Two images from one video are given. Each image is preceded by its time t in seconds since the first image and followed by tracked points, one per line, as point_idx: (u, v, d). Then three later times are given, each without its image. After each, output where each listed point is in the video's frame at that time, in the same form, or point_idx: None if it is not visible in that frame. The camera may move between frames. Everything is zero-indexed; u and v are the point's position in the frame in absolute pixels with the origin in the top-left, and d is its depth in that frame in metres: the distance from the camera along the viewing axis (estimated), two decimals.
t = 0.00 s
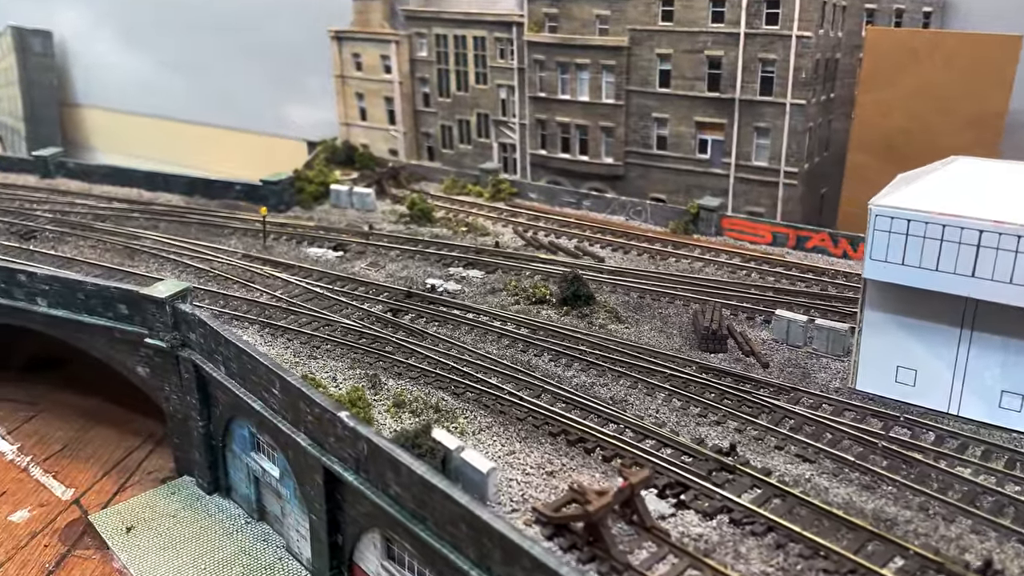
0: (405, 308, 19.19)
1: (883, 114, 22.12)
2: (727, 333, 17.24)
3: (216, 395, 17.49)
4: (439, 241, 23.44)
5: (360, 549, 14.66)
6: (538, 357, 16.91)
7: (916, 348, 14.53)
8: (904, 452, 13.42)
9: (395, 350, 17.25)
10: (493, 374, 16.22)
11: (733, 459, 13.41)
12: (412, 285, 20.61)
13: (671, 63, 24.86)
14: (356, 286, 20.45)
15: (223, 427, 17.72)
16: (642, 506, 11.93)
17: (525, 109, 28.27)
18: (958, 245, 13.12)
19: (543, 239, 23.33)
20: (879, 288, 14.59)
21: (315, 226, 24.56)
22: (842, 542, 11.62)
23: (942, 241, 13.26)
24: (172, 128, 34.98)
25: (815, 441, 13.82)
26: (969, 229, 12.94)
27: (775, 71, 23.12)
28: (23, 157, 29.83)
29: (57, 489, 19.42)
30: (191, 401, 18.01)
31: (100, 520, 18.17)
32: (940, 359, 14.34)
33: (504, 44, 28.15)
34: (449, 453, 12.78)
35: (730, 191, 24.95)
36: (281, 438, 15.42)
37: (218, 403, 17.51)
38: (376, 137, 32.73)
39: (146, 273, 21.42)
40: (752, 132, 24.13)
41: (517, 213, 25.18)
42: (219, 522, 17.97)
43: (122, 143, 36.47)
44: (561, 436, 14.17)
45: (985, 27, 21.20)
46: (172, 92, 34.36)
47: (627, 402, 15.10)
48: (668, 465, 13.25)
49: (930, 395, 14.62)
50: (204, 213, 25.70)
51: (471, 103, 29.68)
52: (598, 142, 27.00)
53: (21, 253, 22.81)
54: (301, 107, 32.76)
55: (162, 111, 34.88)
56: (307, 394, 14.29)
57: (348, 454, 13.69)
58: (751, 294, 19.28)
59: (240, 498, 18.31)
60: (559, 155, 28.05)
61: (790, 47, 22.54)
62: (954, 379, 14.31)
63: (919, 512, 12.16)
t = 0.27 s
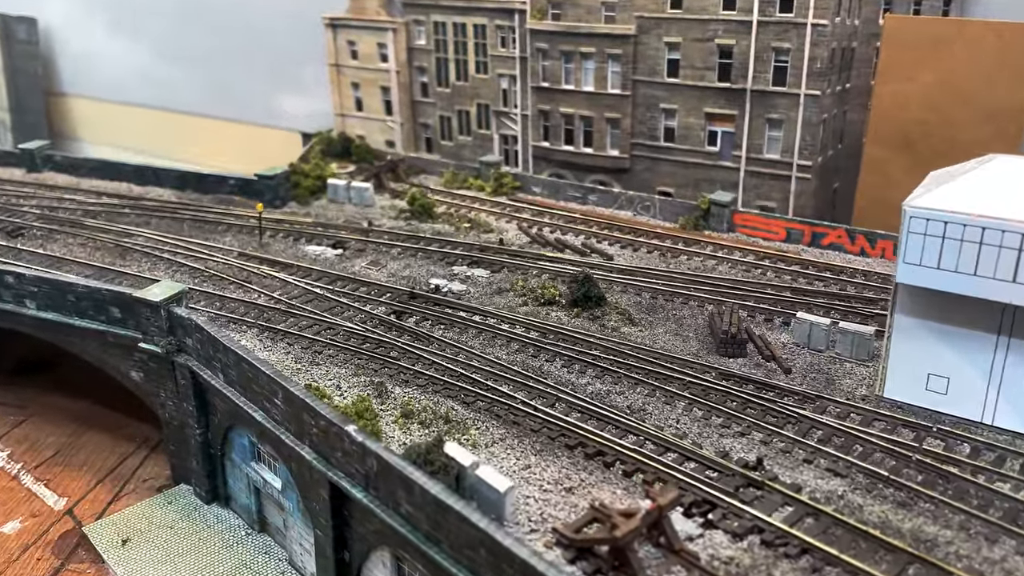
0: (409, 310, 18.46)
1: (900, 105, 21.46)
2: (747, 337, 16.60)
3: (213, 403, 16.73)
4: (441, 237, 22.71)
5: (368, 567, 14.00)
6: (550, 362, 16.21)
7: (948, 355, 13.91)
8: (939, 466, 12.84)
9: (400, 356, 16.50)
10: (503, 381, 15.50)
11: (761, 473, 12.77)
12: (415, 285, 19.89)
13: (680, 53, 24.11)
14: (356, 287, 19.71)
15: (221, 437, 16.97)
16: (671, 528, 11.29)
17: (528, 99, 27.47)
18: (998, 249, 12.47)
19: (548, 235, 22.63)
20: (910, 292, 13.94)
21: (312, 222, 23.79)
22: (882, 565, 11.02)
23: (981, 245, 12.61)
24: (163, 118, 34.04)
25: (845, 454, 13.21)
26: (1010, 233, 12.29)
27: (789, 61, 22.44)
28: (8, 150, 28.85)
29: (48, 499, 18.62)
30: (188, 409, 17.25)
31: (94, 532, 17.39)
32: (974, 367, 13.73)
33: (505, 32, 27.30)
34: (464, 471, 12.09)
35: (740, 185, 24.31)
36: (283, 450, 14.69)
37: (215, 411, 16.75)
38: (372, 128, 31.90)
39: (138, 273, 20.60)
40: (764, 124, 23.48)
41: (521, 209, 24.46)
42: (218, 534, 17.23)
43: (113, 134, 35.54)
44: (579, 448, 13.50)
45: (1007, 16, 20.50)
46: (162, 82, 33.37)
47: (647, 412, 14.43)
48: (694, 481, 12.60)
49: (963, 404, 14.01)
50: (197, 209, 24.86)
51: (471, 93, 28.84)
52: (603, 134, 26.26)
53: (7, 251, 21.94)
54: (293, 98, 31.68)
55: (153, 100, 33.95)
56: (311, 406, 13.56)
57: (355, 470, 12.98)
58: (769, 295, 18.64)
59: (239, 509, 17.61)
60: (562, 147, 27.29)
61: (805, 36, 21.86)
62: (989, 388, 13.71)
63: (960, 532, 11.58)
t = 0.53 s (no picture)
0: (414, 315, 17.98)
1: (918, 100, 20.79)
2: (763, 345, 16.14)
3: (214, 413, 16.26)
4: (446, 236, 22.20)
5: None
6: (561, 372, 15.73)
7: (975, 369, 13.45)
8: (966, 486, 12.40)
9: (406, 365, 16.03)
10: (513, 392, 15.05)
11: (783, 493, 12.33)
12: (420, 288, 19.40)
13: (690, 45, 23.48)
14: (361, 290, 19.22)
15: (223, 447, 16.50)
16: (692, 555, 10.90)
17: (533, 92, 26.85)
18: None
19: (555, 234, 22.14)
20: (936, 303, 13.42)
21: (314, 220, 23.29)
22: None
23: (1014, 257, 12.08)
24: (163, 109, 33.67)
25: (869, 472, 12.77)
26: None
27: (803, 54, 21.82)
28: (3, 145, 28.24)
29: (47, 508, 18.17)
30: (188, 418, 16.80)
31: (94, 544, 16.93)
32: (1001, 381, 13.27)
33: (510, 22, 26.63)
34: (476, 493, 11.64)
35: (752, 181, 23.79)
36: (287, 465, 14.23)
37: (216, 421, 16.27)
38: (374, 119, 31.33)
39: (136, 275, 20.08)
40: (777, 120, 22.93)
41: (527, 206, 23.96)
42: (221, 546, 16.82)
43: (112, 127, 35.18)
44: (594, 466, 13.04)
45: None
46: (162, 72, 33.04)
47: (662, 426, 13.98)
48: (714, 502, 12.16)
49: (990, 419, 13.56)
50: (196, 206, 24.31)
51: (475, 85, 28.20)
52: (611, 128, 25.67)
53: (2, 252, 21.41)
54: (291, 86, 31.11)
55: (153, 91, 33.58)
56: (316, 422, 13.09)
57: (363, 490, 12.53)
58: (784, 299, 18.15)
59: (242, 519, 17.18)
60: (569, 141, 26.71)
61: (820, 29, 21.22)
62: (1017, 403, 13.25)
63: (991, 558, 11.16)
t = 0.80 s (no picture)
0: (419, 325, 17.62)
1: (937, 100, 20.20)
2: (777, 360, 15.74)
3: (216, 427, 15.99)
4: (454, 239, 21.82)
5: None
6: (569, 387, 15.35)
7: (996, 391, 13.02)
8: (987, 515, 12.00)
9: (411, 379, 15.69)
10: (520, 409, 14.70)
11: (798, 523, 11.97)
12: (426, 295, 19.04)
13: (703, 41, 22.94)
14: (366, 298, 18.89)
15: (225, 461, 16.25)
16: None
17: (542, 87, 26.33)
18: None
19: (564, 236, 21.72)
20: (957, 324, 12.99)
21: (319, 221, 22.93)
22: None
23: None
24: (164, 98, 33.28)
25: (887, 499, 12.38)
26: None
27: (819, 52, 21.28)
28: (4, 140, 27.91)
29: (48, 520, 18.09)
30: (191, 431, 16.53)
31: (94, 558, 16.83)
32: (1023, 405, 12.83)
33: (519, 16, 26.10)
34: (481, 523, 11.36)
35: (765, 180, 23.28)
36: (290, 486, 13.96)
37: (218, 435, 16.01)
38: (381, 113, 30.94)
39: (138, 280, 19.78)
40: (791, 118, 22.41)
41: (535, 207, 23.54)
42: (224, 561, 16.60)
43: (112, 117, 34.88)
44: (603, 492, 12.70)
45: None
46: (164, 60, 32.60)
47: (674, 447, 13.61)
48: (726, 532, 11.82)
49: (1011, 443, 13.14)
50: (199, 206, 23.96)
51: (483, 79, 27.68)
52: (621, 125, 25.16)
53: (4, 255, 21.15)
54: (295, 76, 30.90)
55: (154, 79, 33.15)
56: (319, 446, 12.79)
57: (366, 518, 12.24)
58: (798, 308, 17.70)
59: (246, 533, 16.96)
60: (578, 138, 26.22)
61: (837, 26, 20.69)
62: None
63: None
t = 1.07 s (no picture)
0: (425, 339, 17.22)
1: (957, 104, 19.53)
2: (793, 381, 15.33)
3: (218, 447, 15.68)
4: (461, 245, 21.42)
5: None
6: (579, 409, 14.97)
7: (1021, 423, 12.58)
8: (1011, 555, 11.62)
9: (417, 400, 15.30)
10: (529, 434, 14.32)
11: (815, 562, 11.61)
12: (432, 306, 18.63)
13: (717, 41, 22.36)
14: (371, 309, 18.52)
15: (227, 481, 15.96)
16: None
17: (551, 85, 25.80)
18: None
19: (574, 242, 21.26)
20: (981, 354, 12.52)
21: (324, 225, 22.53)
22: None
23: None
24: (171, 90, 33.32)
25: (907, 537, 12.01)
26: None
27: (837, 54, 20.68)
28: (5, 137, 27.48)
29: (50, 534, 17.92)
30: (193, 449, 16.23)
31: None
32: None
33: (528, 12, 25.53)
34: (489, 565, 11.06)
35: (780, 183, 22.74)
36: (294, 515, 13.68)
37: (221, 456, 15.70)
38: (387, 108, 30.48)
39: (139, 289, 19.42)
40: (807, 121, 21.86)
41: (545, 210, 23.08)
42: None
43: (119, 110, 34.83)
44: (614, 527, 12.36)
45: None
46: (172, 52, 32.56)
47: (687, 477, 13.24)
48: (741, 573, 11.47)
49: None
50: (203, 208, 23.56)
51: (491, 76, 27.12)
52: (632, 125, 24.63)
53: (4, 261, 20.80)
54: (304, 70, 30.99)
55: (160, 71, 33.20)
56: (322, 479, 12.47)
57: (370, 555, 11.94)
58: (815, 323, 17.23)
59: (249, 552, 16.72)
60: (588, 137, 25.71)
61: (856, 28, 20.10)
62: None
63: None
